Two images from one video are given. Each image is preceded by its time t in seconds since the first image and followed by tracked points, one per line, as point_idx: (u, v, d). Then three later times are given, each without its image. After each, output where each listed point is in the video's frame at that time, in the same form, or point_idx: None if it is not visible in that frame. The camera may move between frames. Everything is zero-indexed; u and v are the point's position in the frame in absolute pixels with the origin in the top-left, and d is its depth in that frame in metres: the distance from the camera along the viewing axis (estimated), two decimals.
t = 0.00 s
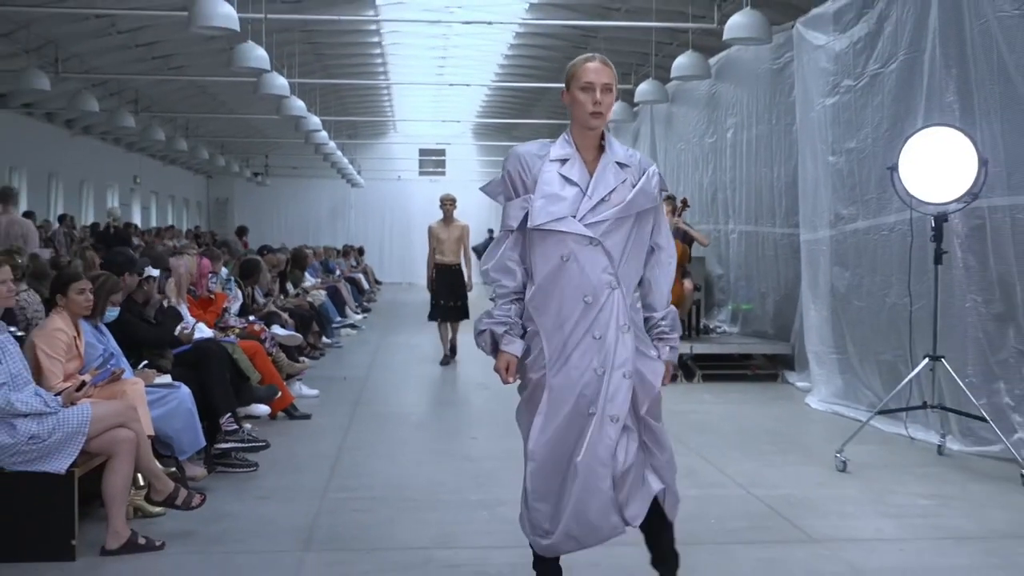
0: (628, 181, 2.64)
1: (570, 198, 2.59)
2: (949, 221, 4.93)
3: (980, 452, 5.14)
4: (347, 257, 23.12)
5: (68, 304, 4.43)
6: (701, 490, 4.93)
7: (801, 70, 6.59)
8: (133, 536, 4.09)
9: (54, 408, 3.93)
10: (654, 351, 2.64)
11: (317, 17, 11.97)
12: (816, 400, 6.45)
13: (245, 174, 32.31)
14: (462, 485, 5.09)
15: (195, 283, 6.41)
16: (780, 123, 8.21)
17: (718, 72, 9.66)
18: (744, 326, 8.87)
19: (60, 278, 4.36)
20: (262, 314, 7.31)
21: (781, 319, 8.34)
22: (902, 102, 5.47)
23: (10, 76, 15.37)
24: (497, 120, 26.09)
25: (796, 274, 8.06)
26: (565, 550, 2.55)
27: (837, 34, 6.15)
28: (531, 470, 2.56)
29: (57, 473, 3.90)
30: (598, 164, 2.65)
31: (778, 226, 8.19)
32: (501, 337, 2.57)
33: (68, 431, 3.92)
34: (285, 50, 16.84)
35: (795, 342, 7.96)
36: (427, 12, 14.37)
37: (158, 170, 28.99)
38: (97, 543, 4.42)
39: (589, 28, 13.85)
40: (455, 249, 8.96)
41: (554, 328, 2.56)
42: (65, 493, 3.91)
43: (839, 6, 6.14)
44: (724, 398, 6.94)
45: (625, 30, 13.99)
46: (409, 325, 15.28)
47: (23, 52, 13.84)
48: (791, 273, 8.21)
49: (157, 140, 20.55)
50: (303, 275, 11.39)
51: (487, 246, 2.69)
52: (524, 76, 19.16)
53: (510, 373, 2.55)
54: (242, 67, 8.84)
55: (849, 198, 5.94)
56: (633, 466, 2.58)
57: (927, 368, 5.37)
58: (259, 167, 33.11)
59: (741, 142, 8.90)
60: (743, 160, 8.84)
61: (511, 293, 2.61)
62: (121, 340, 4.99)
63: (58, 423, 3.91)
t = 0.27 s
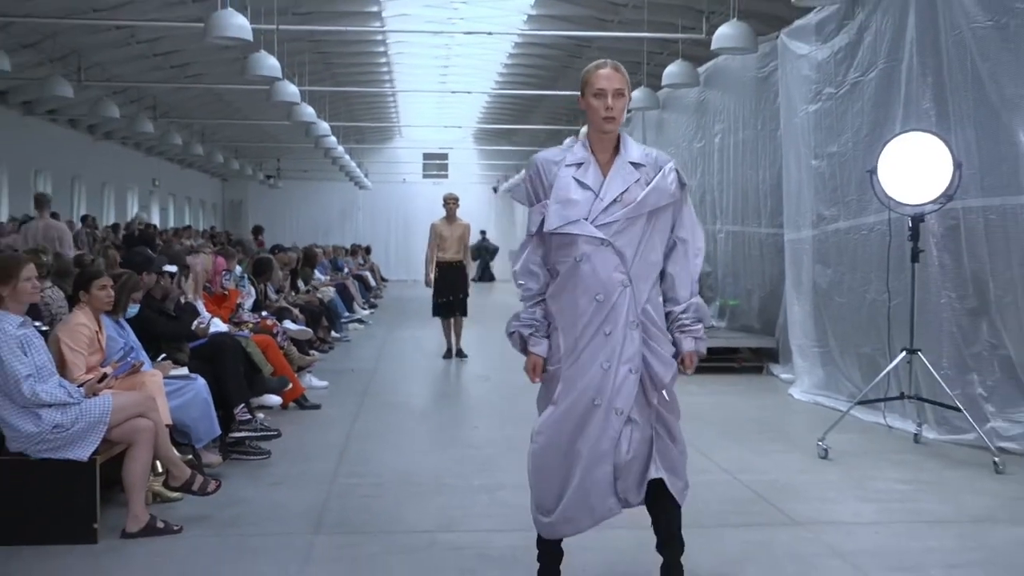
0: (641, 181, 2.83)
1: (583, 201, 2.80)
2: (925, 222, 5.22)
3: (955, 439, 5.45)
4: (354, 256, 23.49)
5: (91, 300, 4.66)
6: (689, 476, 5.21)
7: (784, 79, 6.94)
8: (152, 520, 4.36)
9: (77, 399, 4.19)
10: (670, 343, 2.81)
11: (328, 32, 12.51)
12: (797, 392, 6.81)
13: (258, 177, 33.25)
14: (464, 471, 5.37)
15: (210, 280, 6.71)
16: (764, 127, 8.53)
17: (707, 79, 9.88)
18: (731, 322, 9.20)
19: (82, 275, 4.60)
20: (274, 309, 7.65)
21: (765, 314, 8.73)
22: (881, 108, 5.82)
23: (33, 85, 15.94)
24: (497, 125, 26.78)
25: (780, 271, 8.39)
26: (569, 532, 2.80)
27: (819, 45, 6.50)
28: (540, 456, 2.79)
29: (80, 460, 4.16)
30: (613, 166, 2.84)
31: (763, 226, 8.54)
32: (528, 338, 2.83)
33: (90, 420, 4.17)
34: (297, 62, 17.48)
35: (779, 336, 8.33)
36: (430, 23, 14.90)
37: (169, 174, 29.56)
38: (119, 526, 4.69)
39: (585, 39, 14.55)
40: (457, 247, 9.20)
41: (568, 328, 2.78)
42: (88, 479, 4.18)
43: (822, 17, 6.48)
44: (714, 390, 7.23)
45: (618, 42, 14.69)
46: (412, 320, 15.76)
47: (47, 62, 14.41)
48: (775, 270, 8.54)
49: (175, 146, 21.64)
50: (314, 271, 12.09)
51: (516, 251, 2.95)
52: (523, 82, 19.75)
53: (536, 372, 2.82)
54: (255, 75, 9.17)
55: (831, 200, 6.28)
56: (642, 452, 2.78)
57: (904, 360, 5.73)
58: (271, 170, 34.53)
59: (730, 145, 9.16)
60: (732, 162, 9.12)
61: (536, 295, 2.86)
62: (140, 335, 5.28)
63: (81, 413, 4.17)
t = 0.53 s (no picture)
0: (652, 188, 3.02)
1: (596, 207, 2.99)
2: (905, 225, 5.47)
3: (934, 432, 5.73)
4: (363, 257, 23.78)
5: (111, 299, 4.89)
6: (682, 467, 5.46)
7: (773, 88, 7.34)
8: (168, 509, 4.61)
9: (97, 394, 4.40)
10: (681, 342, 2.96)
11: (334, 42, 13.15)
12: (786, 387, 7.18)
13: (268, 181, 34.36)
14: (466, 463, 5.62)
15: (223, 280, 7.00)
16: (754, 134, 8.87)
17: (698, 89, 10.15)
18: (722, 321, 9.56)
19: (103, 274, 4.81)
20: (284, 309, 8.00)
21: (754, 313, 9.09)
22: (864, 116, 6.20)
23: (51, 93, 16.62)
24: (497, 131, 27.66)
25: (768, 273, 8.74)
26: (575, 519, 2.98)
27: (805, 56, 6.92)
28: (551, 447, 2.99)
29: (99, 452, 4.40)
30: (625, 174, 3.04)
31: (752, 229, 8.93)
32: (548, 338, 3.05)
33: (109, 414, 4.39)
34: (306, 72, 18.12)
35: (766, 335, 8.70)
36: (434, 36, 15.46)
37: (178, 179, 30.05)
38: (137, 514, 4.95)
39: (582, 51, 15.39)
40: (461, 251, 9.44)
41: (582, 328, 2.97)
42: (108, 469, 4.43)
43: (807, 31, 6.89)
44: (706, 386, 7.52)
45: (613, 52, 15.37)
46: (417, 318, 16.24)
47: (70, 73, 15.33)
48: (763, 272, 8.86)
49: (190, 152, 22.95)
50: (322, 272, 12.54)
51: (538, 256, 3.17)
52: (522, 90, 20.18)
53: (556, 371, 3.04)
54: (268, 85, 9.68)
55: (816, 204, 6.67)
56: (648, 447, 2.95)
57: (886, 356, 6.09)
58: (281, 175, 35.94)
59: (720, 152, 9.42)
60: (720, 169, 9.41)
61: (555, 298, 3.08)
62: (158, 333, 5.56)
63: (100, 407, 4.38)
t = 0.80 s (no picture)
0: (655, 196, 3.14)
1: (603, 215, 3.09)
2: (884, 228, 5.80)
3: (910, 425, 6.11)
4: (371, 259, 24.37)
5: (133, 298, 5.22)
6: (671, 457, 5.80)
7: (760, 99, 7.95)
8: (188, 497, 4.90)
9: (121, 388, 4.70)
10: (687, 342, 3.07)
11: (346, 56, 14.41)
12: (770, 381, 7.72)
13: (282, 187, 36.86)
14: (470, 453, 5.96)
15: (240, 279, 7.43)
16: (743, 141, 9.38)
17: (688, 100, 10.90)
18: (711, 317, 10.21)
19: (126, 275, 5.13)
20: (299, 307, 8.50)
21: (741, 313, 9.74)
22: (845, 126, 6.72)
23: (81, 105, 18.43)
24: (499, 138, 29.17)
25: (753, 272, 9.33)
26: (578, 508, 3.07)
27: (790, 69, 7.51)
28: (560, 445, 3.07)
29: (123, 443, 4.69)
30: (629, 184, 3.15)
31: (740, 233, 9.43)
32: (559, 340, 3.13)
33: (132, 408, 4.67)
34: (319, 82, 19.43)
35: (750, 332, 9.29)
36: (440, 50, 17.06)
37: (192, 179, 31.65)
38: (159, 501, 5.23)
39: (577, 65, 16.93)
40: (466, 251, 9.78)
41: (594, 328, 3.06)
42: (131, 459, 4.70)
43: (791, 45, 7.55)
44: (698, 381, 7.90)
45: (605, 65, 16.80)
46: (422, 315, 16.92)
47: (96, 84, 16.95)
48: (750, 271, 9.43)
49: (207, 159, 24.86)
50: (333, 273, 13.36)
51: (545, 260, 3.25)
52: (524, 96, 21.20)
53: (570, 370, 3.09)
54: (283, 96, 10.82)
55: (800, 209, 7.24)
56: (655, 443, 3.06)
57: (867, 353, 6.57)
58: (296, 182, 38.66)
59: (709, 160, 10.09)
60: (709, 174, 10.08)
61: (565, 301, 3.16)
62: (179, 330, 5.88)
63: (124, 401, 4.67)
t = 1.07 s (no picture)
0: (650, 202, 3.43)
1: (601, 219, 3.38)
2: (865, 231, 6.11)
3: (889, 417, 6.48)
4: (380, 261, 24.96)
5: (154, 297, 5.39)
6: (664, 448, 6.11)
7: (747, 110, 8.49)
8: (206, 486, 5.12)
9: (143, 382, 4.89)
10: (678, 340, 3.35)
11: (355, 69, 15.83)
12: (757, 376, 8.38)
13: (294, 193, 38.50)
14: (474, 445, 6.26)
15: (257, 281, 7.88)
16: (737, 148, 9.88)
17: (679, 110, 12.05)
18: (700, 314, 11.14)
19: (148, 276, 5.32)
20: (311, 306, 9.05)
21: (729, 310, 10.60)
22: (827, 136, 7.16)
23: (104, 116, 20.05)
24: (499, 147, 30.54)
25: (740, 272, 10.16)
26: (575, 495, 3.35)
27: (776, 81, 7.99)
28: (559, 435, 3.36)
29: (144, 435, 4.87)
30: (625, 190, 3.45)
31: (728, 235, 10.34)
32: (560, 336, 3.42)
33: (154, 401, 4.87)
34: (330, 92, 20.75)
35: (738, 331, 10.13)
36: (444, 62, 18.39)
37: (205, 182, 33.08)
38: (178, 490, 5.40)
39: (573, 78, 18.33)
40: (469, 257, 10.11)
41: (592, 327, 3.34)
42: (153, 450, 4.90)
43: (776, 58, 8.04)
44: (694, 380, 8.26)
45: (604, 78, 18.35)
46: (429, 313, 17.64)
47: (119, 95, 18.43)
48: (737, 272, 10.30)
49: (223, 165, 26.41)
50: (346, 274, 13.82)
51: (548, 262, 3.54)
52: (524, 105, 22.56)
53: (570, 365, 3.38)
54: (296, 106, 12.09)
55: (786, 213, 7.73)
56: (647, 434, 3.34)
57: (847, 349, 7.08)
58: (308, 187, 40.02)
59: (699, 165, 11.13)
60: (700, 180, 11.08)
61: (566, 301, 3.45)
62: (197, 328, 6.20)
63: (146, 395, 4.86)
